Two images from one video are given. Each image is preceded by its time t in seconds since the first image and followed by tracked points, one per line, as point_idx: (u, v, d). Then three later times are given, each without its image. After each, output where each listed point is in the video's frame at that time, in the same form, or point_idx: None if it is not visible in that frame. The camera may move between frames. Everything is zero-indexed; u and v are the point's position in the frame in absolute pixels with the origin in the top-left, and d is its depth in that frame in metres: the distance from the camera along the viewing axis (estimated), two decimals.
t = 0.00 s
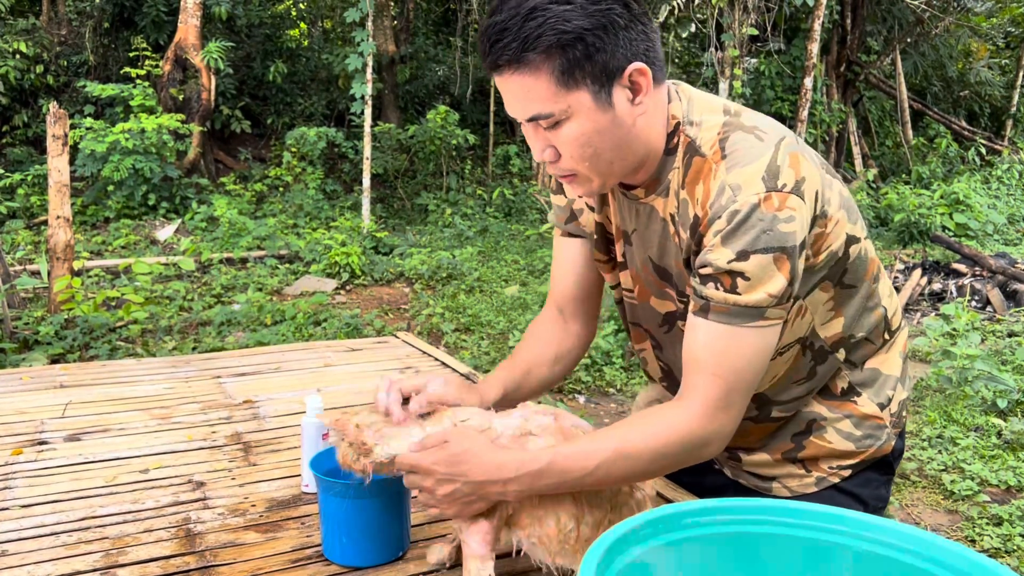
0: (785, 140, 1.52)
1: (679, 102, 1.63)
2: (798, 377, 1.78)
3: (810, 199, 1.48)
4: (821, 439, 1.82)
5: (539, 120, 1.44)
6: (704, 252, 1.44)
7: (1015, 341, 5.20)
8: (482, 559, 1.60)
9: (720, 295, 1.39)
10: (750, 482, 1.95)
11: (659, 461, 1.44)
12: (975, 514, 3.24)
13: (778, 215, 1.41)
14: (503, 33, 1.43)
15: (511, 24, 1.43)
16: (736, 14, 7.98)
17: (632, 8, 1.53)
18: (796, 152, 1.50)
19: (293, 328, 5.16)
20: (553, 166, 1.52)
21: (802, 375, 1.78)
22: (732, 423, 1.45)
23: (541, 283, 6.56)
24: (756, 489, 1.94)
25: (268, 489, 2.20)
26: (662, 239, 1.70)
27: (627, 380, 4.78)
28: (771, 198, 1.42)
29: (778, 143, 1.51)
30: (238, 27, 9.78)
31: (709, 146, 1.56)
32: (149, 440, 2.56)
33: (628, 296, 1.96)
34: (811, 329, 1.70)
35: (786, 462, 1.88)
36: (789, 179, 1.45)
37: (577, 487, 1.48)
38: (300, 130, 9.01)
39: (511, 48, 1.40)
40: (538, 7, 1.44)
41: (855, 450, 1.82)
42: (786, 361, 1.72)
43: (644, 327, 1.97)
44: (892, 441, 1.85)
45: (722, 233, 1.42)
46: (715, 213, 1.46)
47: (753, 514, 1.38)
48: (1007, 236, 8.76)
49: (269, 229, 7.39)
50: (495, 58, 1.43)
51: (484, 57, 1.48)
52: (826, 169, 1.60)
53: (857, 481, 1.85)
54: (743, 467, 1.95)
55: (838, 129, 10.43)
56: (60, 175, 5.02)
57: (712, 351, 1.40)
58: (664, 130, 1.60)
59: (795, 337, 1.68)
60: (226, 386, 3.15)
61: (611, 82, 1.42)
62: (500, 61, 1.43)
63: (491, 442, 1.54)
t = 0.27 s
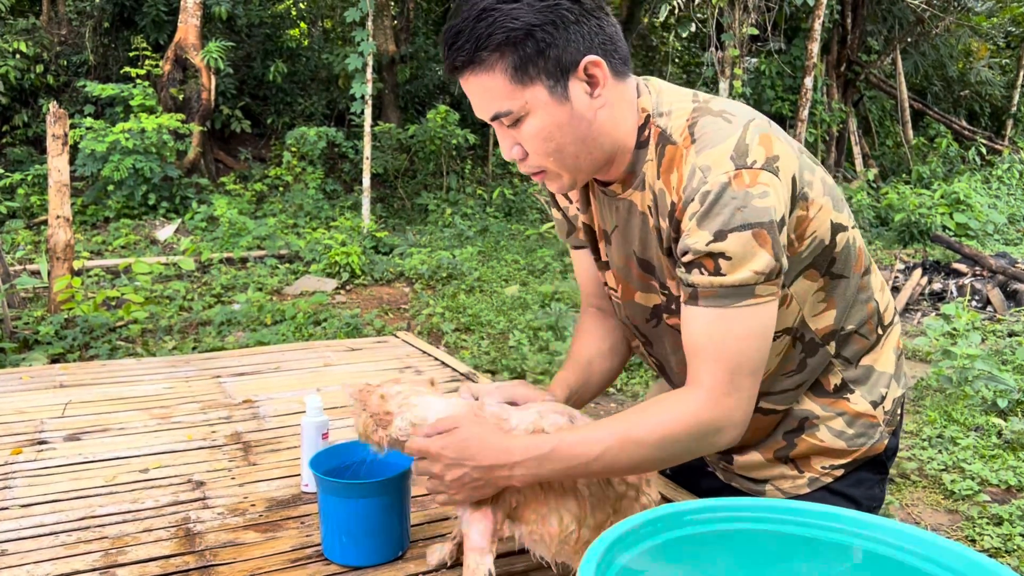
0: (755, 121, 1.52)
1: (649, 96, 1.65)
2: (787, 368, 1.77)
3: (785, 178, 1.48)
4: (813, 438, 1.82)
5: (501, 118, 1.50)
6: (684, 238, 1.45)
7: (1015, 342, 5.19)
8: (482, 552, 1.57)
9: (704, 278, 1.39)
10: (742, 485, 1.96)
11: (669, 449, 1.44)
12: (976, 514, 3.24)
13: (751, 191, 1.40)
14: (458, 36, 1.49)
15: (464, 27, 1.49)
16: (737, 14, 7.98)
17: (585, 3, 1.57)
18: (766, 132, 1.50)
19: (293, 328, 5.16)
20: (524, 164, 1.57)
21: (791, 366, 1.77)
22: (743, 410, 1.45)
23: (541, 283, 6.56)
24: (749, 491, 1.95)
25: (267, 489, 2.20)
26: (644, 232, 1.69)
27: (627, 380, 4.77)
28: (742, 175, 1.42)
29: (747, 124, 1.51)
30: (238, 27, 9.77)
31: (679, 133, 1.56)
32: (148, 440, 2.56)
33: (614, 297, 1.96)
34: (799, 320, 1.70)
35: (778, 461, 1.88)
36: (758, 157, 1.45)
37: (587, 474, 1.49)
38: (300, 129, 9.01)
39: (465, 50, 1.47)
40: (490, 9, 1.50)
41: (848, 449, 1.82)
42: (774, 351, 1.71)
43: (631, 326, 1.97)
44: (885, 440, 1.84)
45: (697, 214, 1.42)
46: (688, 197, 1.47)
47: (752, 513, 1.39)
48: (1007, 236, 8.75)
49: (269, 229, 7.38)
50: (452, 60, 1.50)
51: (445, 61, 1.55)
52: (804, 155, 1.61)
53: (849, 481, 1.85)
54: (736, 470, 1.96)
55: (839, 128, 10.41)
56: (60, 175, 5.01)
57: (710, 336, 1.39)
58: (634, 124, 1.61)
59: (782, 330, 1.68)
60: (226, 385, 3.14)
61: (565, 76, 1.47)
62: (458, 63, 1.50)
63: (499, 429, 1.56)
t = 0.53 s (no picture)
0: (734, 114, 1.52)
1: (628, 98, 1.66)
2: (781, 365, 1.77)
3: (772, 171, 1.48)
4: (810, 437, 1.82)
5: (479, 126, 1.53)
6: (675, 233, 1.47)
7: (1015, 341, 5.19)
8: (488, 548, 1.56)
9: (701, 274, 1.40)
10: (741, 486, 1.96)
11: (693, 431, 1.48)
12: (976, 514, 3.24)
13: (734, 183, 1.41)
14: (433, 49, 1.54)
15: (438, 39, 1.54)
16: (737, 13, 7.98)
17: (556, 10, 1.60)
18: (746, 123, 1.50)
19: (293, 328, 5.16)
20: (507, 171, 1.59)
21: (786, 361, 1.76)
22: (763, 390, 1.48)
23: (541, 283, 6.56)
24: (747, 492, 1.95)
25: (268, 488, 2.20)
26: (634, 232, 1.69)
27: (627, 380, 4.77)
28: (724, 167, 1.43)
29: (725, 117, 1.51)
30: (238, 26, 9.77)
31: (659, 131, 1.57)
32: (148, 439, 2.56)
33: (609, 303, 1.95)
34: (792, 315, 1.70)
35: (776, 460, 1.88)
36: (739, 149, 1.45)
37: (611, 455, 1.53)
38: (300, 129, 9.01)
39: (440, 62, 1.52)
40: (462, 20, 1.54)
41: (845, 449, 1.82)
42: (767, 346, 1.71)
43: (632, 324, 1.97)
44: (882, 439, 1.84)
45: (685, 211, 1.44)
46: (674, 192, 1.48)
47: (751, 513, 1.39)
48: (1008, 236, 8.74)
49: (269, 229, 7.38)
50: (429, 74, 1.56)
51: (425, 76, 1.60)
52: (790, 150, 1.62)
53: (846, 481, 1.85)
54: (734, 471, 1.96)
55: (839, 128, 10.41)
56: (60, 175, 5.01)
57: (720, 328, 1.41)
58: (613, 127, 1.61)
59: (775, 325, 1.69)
60: (226, 385, 3.14)
61: (537, 79, 1.49)
62: (435, 75, 1.54)
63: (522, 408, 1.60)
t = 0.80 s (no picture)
0: (729, 110, 1.53)
1: (621, 102, 1.67)
2: (779, 362, 1.77)
3: (766, 167, 1.49)
4: (811, 435, 1.82)
5: (472, 138, 1.53)
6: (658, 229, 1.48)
7: (1016, 341, 5.19)
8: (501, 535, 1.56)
9: (674, 266, 1.42)
10: (742, 485, 1.96)
11: (646, 409, 1.50)
12: (977, 513, 3.24)
13: (719, 179, 1.41)
14: (423, 63, 1.54)
15: (428, 53, 1.54)
16: (737, 13, 7.98)
17: (542, 19, 1.61)
18: (740, 118, 1.51)
19: (294, 327, 5.16)
20: (503, 181, 1.59)
21: (783, 357, 1.77)
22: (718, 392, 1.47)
23: (541, 282, 6.56)
24: (749, 491, 1.95)
25: (269, 488, 2.20)
26: (631, 235, 1.70)
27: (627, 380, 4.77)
28: (712, 163, 1.43)
29: (720, 114, 1.52)
30: (238, 26, 9.78)
31: (655, 130, 1.58)
32: (149, 439, 2.56)
33: (609, 309, 1.97)
34: (789, 313, 1.70)
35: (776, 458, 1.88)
36: (730, 145, 1.45)
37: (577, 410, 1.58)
38: (300, 129, 9.02)
39: (431, 76, 1.52)
40: (450, 33, 1.54)
41: (845, 447, 1.82)
42: (765, 342, 1.72)
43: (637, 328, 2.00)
44: (883, 437, 1.85)
45: (666, 203, 1.46)
46: (665, 187, 1.49)
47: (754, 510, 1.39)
48: (1008, 235, 8.75)
49: (270, 228, 7.39)
50: (421, 88, 1.55)
51: (416, 90, 1.60)
52: (785, 147, 1.62)
53: (848, 479, 1.86)
54: (737, 468, 1.96)
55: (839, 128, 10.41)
56: (60, 175, 5.02)
57: (689, 318, 1.42)
58: (609, 132, 1.63)
59: (772, 322, 1.69)
60: (227, 385, 3.15)
61: (528, 89, 1.49)
62: (426, 89, 1.54)
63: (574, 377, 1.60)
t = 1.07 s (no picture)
0: (721, 101, 1.54)
1: (613, 101, 1.68)
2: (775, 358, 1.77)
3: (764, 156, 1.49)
4: (804, 434, 1.82)
5: (467, 136, 1.52)
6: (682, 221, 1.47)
7: (1017, 340, 5.19)
8: (501, 539, 1.60)
9: (721, 255, 1.41)
10: (740, 483, 1.96)
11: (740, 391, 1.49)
12: (978, 512, 3.24)
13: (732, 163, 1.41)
14: (417, 61, 1.54)
15: (422, 51, 1.54)
16: (738, 12, 7.99)
17: (536, 18, 1.61)
18: (734, 109, 1.52)
19: (295, 327, 5.17)
20: (497, 180, 1.58)
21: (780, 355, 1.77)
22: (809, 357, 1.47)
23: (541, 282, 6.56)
24: (746, 490, 1.95)
25: (270, 486, 2.20)
26: (625, 234, 1.70)
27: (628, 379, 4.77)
28: (719, 151, 1.43)
29: (713, 105, 1.53)
30: (239, 25, 9.78)
31: (649, 125, 1.59)
32: (150, 438, 2.56)
33: (600, 309, 1.97)
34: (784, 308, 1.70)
35: (771, 457, 1.89)
36: (731, 132, 1.45)
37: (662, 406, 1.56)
38: (301, 128, 9.02)
39: (425, 74, 1.51)
40: (445, 31, 1.54)
41: (840, 444, 1.82)
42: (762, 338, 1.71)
43: (625, 328, 1.99)
44: (878, 433, 1.85)
45: (688, 197, 1.45)
46: (670, 178, 1.49)
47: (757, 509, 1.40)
48: (1008, 234, 8.75)
49: (270, 227, 7.39)
50: (415, 86, 1.55)
51: (410, 88, 1.59)
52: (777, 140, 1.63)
53: (844, 477, 1.86)
54: (733, 467, 1.97)
55: (839, 127, 10.42)
56: (61, 174, 5.02)
57: (749, 301, 1.41)
58: (602, 129, 1.64)
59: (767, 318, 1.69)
60: (228, 383, 3.15)
61: (523, 87, 1.49)
62: (420, 87, 1.53)
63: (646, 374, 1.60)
